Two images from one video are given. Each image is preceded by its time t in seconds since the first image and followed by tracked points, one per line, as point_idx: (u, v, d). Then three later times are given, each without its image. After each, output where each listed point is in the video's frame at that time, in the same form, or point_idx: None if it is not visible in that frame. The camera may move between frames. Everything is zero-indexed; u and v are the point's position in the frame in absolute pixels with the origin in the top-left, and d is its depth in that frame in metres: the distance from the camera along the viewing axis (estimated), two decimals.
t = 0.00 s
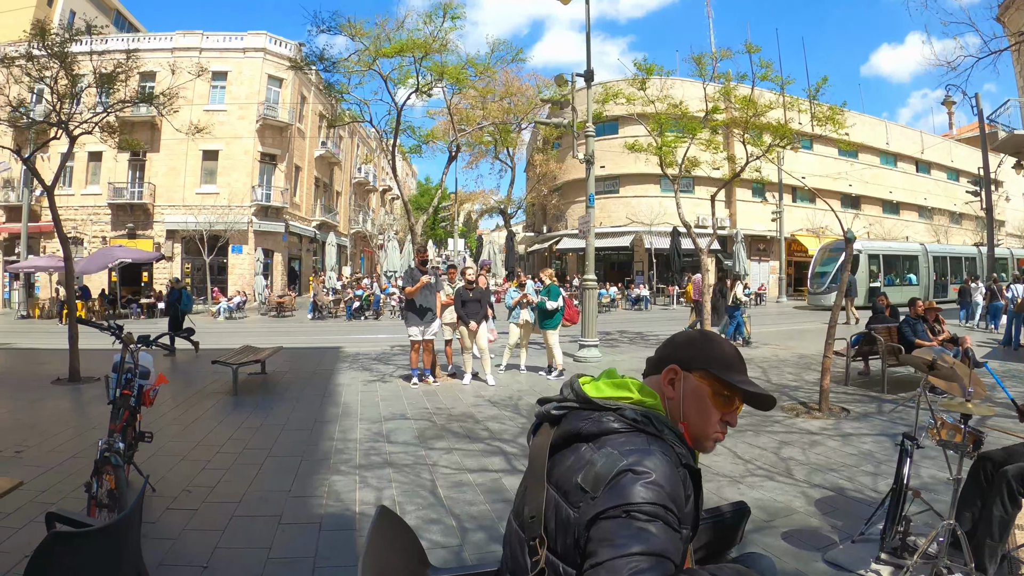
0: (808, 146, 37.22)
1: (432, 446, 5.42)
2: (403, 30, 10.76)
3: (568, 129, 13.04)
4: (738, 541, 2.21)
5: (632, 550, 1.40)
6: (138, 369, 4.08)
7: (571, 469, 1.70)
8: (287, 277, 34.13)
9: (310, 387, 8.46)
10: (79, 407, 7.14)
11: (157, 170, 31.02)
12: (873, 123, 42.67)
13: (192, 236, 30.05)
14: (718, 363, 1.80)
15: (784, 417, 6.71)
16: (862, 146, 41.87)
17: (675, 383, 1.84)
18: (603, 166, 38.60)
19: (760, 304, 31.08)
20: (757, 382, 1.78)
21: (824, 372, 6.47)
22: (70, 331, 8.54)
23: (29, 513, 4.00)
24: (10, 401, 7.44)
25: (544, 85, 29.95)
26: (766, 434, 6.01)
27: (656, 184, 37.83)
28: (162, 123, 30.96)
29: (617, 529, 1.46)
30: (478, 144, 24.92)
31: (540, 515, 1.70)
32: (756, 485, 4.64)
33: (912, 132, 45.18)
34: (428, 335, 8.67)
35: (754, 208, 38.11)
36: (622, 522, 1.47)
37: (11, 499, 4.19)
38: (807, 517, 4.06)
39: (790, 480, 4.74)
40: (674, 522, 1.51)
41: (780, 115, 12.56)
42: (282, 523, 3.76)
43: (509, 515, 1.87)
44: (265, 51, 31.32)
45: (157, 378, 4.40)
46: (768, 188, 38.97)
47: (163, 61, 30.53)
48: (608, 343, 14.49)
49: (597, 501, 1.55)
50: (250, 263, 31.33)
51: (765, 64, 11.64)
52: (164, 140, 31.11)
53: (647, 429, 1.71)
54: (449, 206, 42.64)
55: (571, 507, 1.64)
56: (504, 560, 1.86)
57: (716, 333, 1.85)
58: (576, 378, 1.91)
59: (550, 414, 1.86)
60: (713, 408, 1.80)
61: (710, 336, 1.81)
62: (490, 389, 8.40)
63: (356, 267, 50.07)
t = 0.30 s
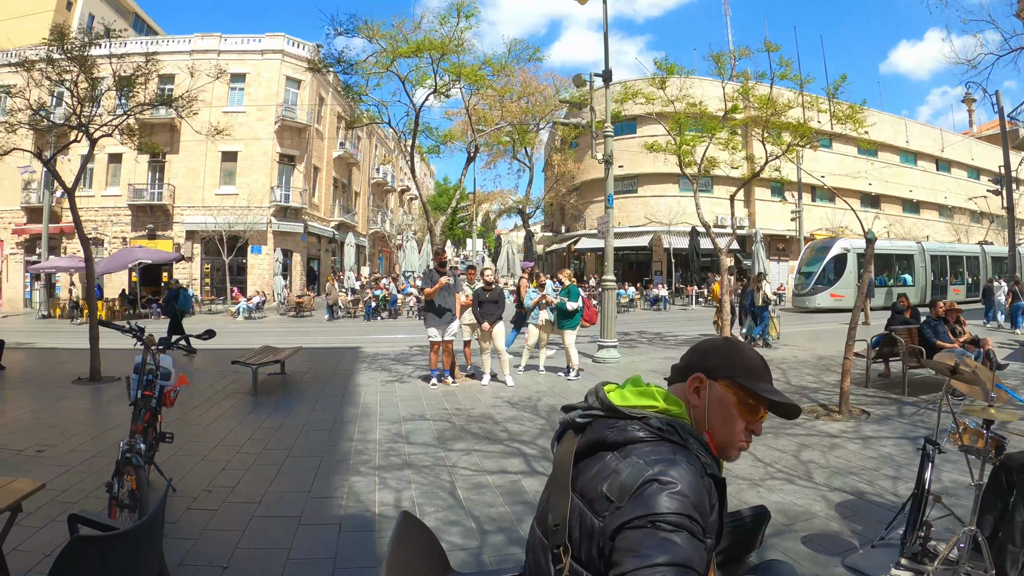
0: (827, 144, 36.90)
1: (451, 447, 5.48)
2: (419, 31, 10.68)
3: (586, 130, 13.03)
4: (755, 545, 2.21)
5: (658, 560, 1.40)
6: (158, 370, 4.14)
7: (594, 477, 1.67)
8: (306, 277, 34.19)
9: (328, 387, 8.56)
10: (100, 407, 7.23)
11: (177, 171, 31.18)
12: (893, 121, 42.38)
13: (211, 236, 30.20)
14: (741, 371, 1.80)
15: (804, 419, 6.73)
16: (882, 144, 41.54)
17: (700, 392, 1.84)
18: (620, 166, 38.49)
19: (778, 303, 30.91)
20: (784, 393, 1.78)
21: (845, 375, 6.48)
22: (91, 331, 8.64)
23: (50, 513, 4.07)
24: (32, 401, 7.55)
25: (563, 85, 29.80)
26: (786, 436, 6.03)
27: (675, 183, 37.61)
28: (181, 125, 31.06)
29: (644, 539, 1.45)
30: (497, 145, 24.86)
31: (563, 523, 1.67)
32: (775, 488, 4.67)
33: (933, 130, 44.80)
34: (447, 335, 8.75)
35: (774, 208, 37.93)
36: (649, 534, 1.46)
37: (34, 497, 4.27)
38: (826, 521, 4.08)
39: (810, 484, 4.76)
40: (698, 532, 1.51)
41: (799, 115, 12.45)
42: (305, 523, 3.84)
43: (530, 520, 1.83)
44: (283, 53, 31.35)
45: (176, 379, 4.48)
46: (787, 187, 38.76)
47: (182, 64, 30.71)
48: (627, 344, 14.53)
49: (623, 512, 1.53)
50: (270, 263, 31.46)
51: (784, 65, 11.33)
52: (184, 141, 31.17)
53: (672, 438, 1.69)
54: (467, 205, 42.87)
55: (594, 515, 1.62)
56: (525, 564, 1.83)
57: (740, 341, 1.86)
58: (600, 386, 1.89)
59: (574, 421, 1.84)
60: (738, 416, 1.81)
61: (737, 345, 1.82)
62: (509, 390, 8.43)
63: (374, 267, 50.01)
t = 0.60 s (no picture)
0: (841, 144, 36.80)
1: (464, 448, 5.50)
2: (433, 32, 10.60)
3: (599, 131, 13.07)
4: (770, 546, 2.18)
5: (673, 566, 1.29)
6: (173, 371, 4.20)
7: (609, 480, 1.56)
8: (319, 278, 34.24)
9: (341, 388, 8.59)
10: (116, 407, 7.29)
11: (191, 172, 31.27)
12: (907, 120, 42.13)
13: (225, 237, 30.32)
14: (759, 374, 1.79)
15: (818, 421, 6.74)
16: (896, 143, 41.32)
17: (716, 395, 1.82)
18: (633, 166, 38.47)
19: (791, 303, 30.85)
20: (801, 396, 1.77)
21: (860, 378, 6.45)
22: (106, 331, 8.70)
23: (65, 512, 4.11)
24: (50, 400, 7.63)
25: (575, 84, 29.69)
26: (801, 438, 6.03)
27: (688, 182, 37.54)
28: (195, 127, 31.13)
29: (660, 543, 1.34)
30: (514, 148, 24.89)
31: (578, 526, 1.55)
32: (790, 490, 4.68)
33: (947, 128, 44.52)
34: (459, 336, 8.80)
35: (787, 208, 37.84)
36: (664, 538, 1.34)
37: (49, 496, 4.31)
38: (841, 523, 4.09)
39: (824, 486, 4.77)
40: (716, 539, 1.39)
41: (813, 115, 12.41)
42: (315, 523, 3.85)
43: (545, 523, 1.71)
44: (295, 54, 31.37)
45: (190, 379, 4.51)
46: (800, 187, 38.64)
47: (195, 65, 30.82)
48: (641, 345, 14.54)
49: (639, 515, 1.42)
50: (283, 263, 31.54)
51: (798, 64, 11.27)
52: (197, 142, 31.26)
53: (689, 442, 1.60)
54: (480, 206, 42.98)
55: (609, 519, 1.50)
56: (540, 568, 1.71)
57: (757, 345, 1.86)
58: (615, 388, 1.82)
59: (590, 425, 1.74)
60: (754, 419, 1.79)
61: (754, 348, 1.83)
62: (522, 391, 8.44)
63: (386, 267, 50.10)
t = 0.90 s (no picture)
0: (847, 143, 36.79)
1: (471, 448, 5.52)
2: (440, 31, 10.59)
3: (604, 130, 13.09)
4: (777, 547, 2.18)
5: (679, 571, 1.30)
6: (179, 371, 4.22)
7: (615, 484, 1.57)
8: (325, 278, 34.29)
9: (347, 388, 8.61)
10: (122, 407, 7.30)
11: (197, 172, 31.28)
12: (914, 119, 42.02)
13: (231, 237, 30.37)
14: (767, 378, 1.79)
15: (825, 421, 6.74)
16: (902, 143, 41.24)
17: (724, 397, 1.83)
18: (639, 166, 38.45)
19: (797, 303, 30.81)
20: (809, 399, 1.76)
21: (866, 379, 6.45)
22: (112, 331, 8.73)
23: (71, 512, 4.13)
24: (56, 400, 7.66)
25: (581, 85, 29.61)
26: (807, 439, 6.04)
27: (693, 182, 37.46)
28: (200, 127, 31.17)
29: (664, 548, 1.34)
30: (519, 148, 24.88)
31: (584, 529, 1.55)
32: (796, 491, 4.68)
33: (954, 128, 44.42)
34: (465, 336, 8.74)
35: (793, 207, 37.83)
36: (668, 543, 1.34)
37: (55, 496, 4.33)
38: (847, 525, 4.10)
39: (830, 487, 4.78)
40: (721, 543, 1.39)
41: (819, 115, 12.40)
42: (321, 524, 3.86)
43: (553, 525, 1.72)
44: (300, 54, 31.36)
45: (195, 379, 4.52)
46: (806, 186, 38.59)
47: (201, 65, 30.85)
48: (647, 345, 14.53)
49: (645, 519, 1.42)
50: (289, 263, 31.57)
51: (802, 63, 11.20)
52: (203, 143, 31.27)
53: (697, 445, 1.59)
54: (486, 207, 43.10)
55: (615, 523, 1.50)
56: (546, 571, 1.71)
57: (767, 348, 1.85)
58: (624, 391, 1.82)
59: (597, 426, 1.73)
60: (762, 422, 1.78)
61: (763, 351, 1.82)
62: (528, 391, 8.45)
63: (392, 267, 50.15)
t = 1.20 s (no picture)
0: (850, 143, 36.76)
1: (474, 449, 5.53)
2: (443, 32, 10.61)
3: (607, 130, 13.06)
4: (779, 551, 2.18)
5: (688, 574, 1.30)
6: (182, 372, 4.24)
7: (622, 489, 1.56)
8: (328, 278, 34.34)
9: (351, 388, 8.62)
10: (125, 408, 7.31)
11: (199, 173, 31.28)
12: (917, 119, 41.96)
13: (234, 237, 30.42)
14: (772, 384, 1.79)
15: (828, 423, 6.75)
16: (905, 143, 41.19)
17: (728, 403, 1.82)
18: (641, 166, 38.41)
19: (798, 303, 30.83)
20: (812, 403, 1.76)
21: (869, 381, 6.45)
22: (114, 331, 8.74)
23: (74, 513, 4.13)
24: (59, 400, 7.69)
25: (583, 85, 29.53)
26: (811, 440, 6.04)
27: (696, 182, 37.45)
28: (203, 128, 31.18)
29: (673, 553, 1.34)
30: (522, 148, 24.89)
31: (591, 534, 1.56)
32: (799, 493, 4.69)
33: (957, 128, 44.36)
34: (468, 336, 8.76)
35: (795, 207, 37.83)
36: (676, 549, 1.34)
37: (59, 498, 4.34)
38: (850, 527, 4.11)
39: (833, 488, 4.78)
40: (730, 548, 1.39)
41: (822, 116, 12.36)
42: (325, 525, 3.87)
43: (559, 531, 1.71)
44: (303, 55, 31.34)
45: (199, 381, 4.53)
46: (809, 186, 38.57)
47: (204, 66, 30.86)
48: (650, 345, 14.53)
49: (652, 526, 1.42)
50: (292, 262, 31.58)
51: (805, 63, 11.18)
52: (206, 142, 31.30)
53: (702, 450, 1.59)
54: (489, 207, 43.15)
55: (622, 528, 1.50)
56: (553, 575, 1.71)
57: (771, 353, 1.85)
58: (628, 398, 1.82)
59: (602, 433, 1.73)
60: (766, 428, 1.79)
61: (767, 355, 1.82)
62: (530, 392, 8.44)
63: (395, 267, 50.18)
